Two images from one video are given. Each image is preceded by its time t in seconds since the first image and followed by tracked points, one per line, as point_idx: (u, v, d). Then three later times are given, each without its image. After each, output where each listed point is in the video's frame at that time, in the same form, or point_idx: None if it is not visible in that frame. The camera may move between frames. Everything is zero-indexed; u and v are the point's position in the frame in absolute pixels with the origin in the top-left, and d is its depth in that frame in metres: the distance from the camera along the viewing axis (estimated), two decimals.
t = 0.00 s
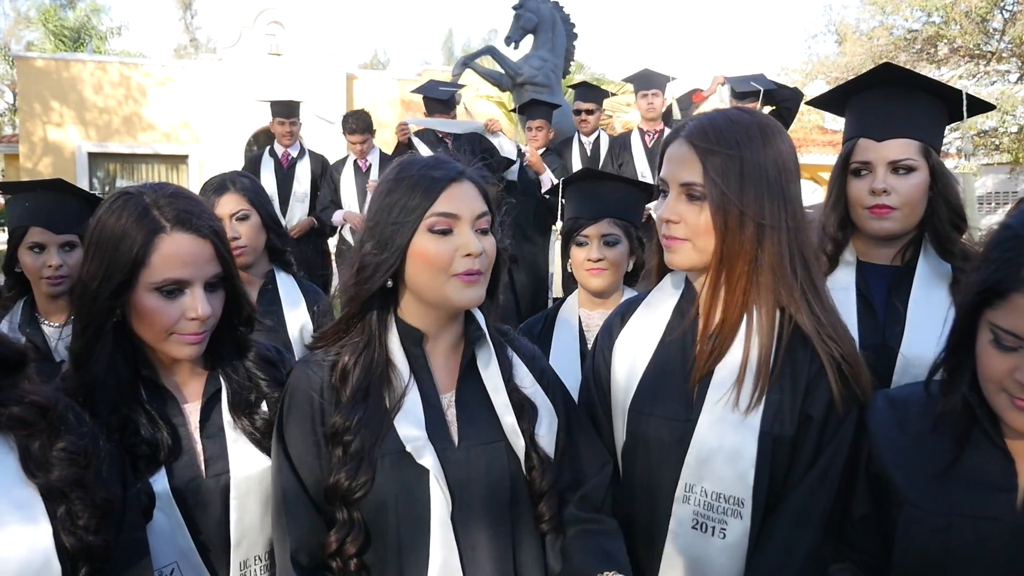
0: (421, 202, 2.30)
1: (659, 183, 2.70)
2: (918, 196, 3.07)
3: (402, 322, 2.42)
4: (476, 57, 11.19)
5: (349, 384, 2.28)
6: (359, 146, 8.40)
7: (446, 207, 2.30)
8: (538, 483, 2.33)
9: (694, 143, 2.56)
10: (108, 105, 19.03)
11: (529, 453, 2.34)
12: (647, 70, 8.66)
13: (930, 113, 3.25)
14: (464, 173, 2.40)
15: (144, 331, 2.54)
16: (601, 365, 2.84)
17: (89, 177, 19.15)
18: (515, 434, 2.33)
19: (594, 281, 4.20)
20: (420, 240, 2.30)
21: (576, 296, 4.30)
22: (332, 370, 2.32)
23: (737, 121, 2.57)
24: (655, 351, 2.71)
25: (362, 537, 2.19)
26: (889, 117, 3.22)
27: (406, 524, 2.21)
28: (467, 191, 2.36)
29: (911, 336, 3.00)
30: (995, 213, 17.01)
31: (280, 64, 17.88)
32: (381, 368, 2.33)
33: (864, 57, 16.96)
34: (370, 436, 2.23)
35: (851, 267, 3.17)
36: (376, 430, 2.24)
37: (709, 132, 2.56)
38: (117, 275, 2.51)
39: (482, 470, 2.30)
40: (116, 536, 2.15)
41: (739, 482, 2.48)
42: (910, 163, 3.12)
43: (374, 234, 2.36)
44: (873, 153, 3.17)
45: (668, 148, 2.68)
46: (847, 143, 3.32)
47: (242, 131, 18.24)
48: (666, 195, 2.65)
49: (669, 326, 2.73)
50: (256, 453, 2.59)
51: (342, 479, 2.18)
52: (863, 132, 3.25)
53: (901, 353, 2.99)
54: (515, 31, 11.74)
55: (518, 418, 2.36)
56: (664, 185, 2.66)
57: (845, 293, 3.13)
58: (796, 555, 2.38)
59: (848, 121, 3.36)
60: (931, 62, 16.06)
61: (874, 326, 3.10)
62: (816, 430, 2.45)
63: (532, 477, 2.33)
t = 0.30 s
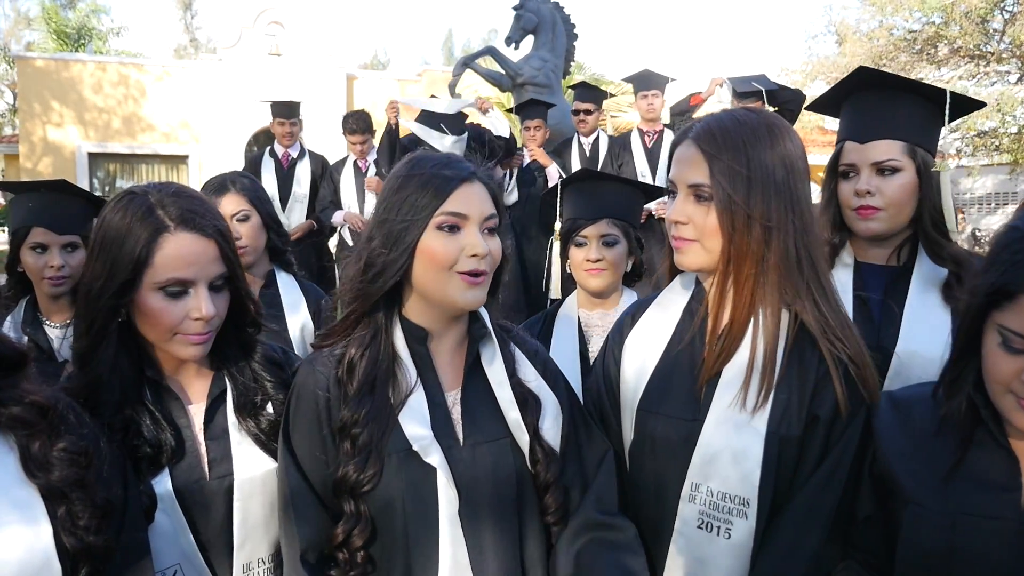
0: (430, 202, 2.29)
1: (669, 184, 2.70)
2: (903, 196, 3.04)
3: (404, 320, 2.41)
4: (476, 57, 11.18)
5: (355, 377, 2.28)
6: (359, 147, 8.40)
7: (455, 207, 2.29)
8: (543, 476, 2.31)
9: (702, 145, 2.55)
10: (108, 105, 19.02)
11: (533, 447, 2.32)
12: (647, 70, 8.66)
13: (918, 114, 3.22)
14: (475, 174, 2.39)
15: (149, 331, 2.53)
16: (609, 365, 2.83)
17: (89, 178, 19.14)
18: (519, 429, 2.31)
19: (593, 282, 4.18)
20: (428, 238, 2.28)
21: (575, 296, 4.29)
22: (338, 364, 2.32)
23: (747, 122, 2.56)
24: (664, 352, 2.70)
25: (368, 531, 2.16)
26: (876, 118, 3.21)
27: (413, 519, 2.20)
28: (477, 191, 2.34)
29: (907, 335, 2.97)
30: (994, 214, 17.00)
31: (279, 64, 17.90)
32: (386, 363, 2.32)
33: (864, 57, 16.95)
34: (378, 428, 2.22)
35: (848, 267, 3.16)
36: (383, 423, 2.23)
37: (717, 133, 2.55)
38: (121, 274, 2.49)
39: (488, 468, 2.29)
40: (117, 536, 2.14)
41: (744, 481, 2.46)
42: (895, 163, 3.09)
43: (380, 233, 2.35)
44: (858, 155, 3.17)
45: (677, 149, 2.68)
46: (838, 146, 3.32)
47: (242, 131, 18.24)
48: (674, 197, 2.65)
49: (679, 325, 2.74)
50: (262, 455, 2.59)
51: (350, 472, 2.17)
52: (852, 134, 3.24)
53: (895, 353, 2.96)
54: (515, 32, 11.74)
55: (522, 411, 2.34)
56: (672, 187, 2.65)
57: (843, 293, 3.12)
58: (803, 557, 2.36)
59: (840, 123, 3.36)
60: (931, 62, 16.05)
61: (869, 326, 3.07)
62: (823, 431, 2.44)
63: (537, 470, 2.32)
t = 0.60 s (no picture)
0: (427, 206, 2.28)
1: (678, 185, 2.69)
2: (901, 197, 3.03)
3: (406, 317, 2.41)
4: (477, 57, 11.19)
5: (360, 369, 2.27)
6: (360, 147, 8.39)
7: (450, 212, 2.28)
8: (546, 477, 2.31)
9: (713, 147, 2.54)
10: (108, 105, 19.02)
11: (535, 447, 2.32)
12: (647, 71, 8.65)
13: (916, 115, 3.21)
14: (477, 178, 2.36)
15: (152, 330, 2.52)
16: (616, 365, 2.82)
17: (89, 177, 19.14)
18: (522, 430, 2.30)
19: (595, 282, 4.17)
20: (421, 241, 2.29)
21: (576, 297, 4.28)
22: (344, 358, 2.32)
23: (756, 125, 2.55)
24: (671, 352, 2.69)
25: (372, 521, 2.15)
26: (873, 119, 3.21)
27: (417, 514, 2.20)
28: (476, 196, 2.32)
29: (903, 336, 2.96)
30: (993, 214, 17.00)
31: (279, 65, 17.89)
32: (391, 357, 2.32)
33: (865, 58, 16.94)
34: (385, 418, 2.21)
35: (847, 269, 3.16)
36: (389, 414, 2.22)
37: (727, 137, 2.54)
38: (126, 272, 2.49)
39: (491, 467, 2.28)
40: (118, 538, 2.13)
41: (746, 481, 2.45)
42: (892, 164, 3.08)
43: (386, 233, 2.35)
44: (856, 156, 3.16)
45: (687, 151, 2.67)
46: (837, 146, 3.31)
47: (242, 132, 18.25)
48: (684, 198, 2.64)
49: (687, 324, 2.73)
50: (262, 455, 2.57)
51: (355, 461, 2.15)
52: (851, 136, 3.24)
53: (892, 353, 2.94)
54: (515, 32, 11.74)
55: (525, 413, 2.33)
56: (682, 188, 2.64)
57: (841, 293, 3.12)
58: (804, 559, 2.34)
59: (839, 124, 3.36)
60: (931, 63, 16.03)
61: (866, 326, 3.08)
62: (828, 431, 2.43)
63: (541, 471, 2.31)
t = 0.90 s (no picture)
0: (434, 204, 2.28)
1: (679, 188, 2.69)
2: (904, 199, 3.03)
3: (409, 321, 2.40)
4: (477, 58, 11.21)
5: (362, 381, 2.26)
6: (360, 148, 8.34)
7: (461, 206, 2.29)
8: (547, 476, 2.32)
9: (716, 149, 2.54)
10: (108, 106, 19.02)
11: (537, 447, 2.32)
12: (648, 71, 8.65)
13: (920, 117, 3.20)
14: (476, 173, 2.38)
15: (155, 331, 2.52)
16: (619, 366, 2.80)
17: (89, 178, 19.13)
18: (524, 429, 2.32)
19: (597, 284, 4.17)
20: (434, 237, 2.28)
21: (577, 297, 4.28)
22: (345, 369, 2.30)
23: (757, 127, 2.55)
24: (672, 354, 2.69)
25: (381, 534, 2.15)
26: (877, 120, 3.20)
27: (423, 520, 2.20)
28: (479, 191, 2.34)
29: (905, 334, 2.95)
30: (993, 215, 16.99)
31: (280, 65, 17.88)
32: (392, 366, 2.31)
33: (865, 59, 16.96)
34: (387, 432, 2.20)
35: (848, 269, 3.16)
36: (392, 427, 2.22)
37: (729, 139, 2.54)
38: (128, 272, 2.49)
39: (493, 468, 2.28)
40: (120, 539, 2.13)
41: (747, 481, 2.46)
42: (896, 166, 3.08)
43: (386, 233, 2.34)
44: (859, 158, 3.16)
45: (689, 153, 2.67)
46: (840, 147, 3.31)
47: (242, 132, 18.26)
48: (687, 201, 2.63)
49: (689, 327, 2.73)
50: (263, 456, 2.57)
51: (360, 477, 2.15)
52: (854, 138, 3.24)
53: (894, 349, 2.94)
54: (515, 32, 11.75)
55: (527, 412, 2.34)
56: (684, 191, 2.64)
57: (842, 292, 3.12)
58: (807, 559, 2.34)
59: (841, 125, 3.36)
60: (931, 64, 16.02)
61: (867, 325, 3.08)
62: (830, 433, 2.43)
63: (541, 469, 2.32)
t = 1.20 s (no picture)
0: (429, 206, 2.28)
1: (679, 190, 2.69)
2: (907, 200, 3.03)
3: (404, 322, 2.39)
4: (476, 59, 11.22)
5: (360, 388, 2.25)
6: (360, 148, 8.34)
7: (453, 209, 2.29)
8: (545, 472, 2.32)
9: (716, 153, 2.54)
10: (108, 106, 19.01)
11: (536, 445, 2.33)
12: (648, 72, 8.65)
13: (922, 118, 3.20)
14: (464, 173, 2.39)
15: (156, 331, 2.51)
16: (619, 367, 2.81)
17: (90, 178, 19.13)
18: (523, 428, 2.31)
19: (599, 285, 4.17)
20: (427, 241, 2.28)
21: (578, 298, 4.28)
22: (341, 374, 2.29)
23: (756, 130, 2.55)
24: (672, 356, 2.69)
25: (382, 540, 2.16)
26: (881, 121, 3.20)
27: (423, 522, 2.19)
28: (469, 190, 2.35)
29: (909, 333, 2.95)
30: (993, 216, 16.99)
31: (280, 65, 17.87)
32: (390, 370, 2.30)
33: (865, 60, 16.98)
34: (386, 437, 2.20)
35: (851, 269, 3.16)
36: (391, 432, 2.21)
37: (728, 142, 2.54)
38: (127, 272, 2.49)
39: (493, 469, 2.28)
40: (121, 540, 2.13)
41: (748, 481, 2.45)
42: (899, 168, 3.09)
43: (383, 235, 2.33)
44: (863, 159, 3.16)
45: (688, 157, 2.67)
46: (843, 148, 3.31)
47: (242, 132, 18.26)
48: (688, 204, 2.63)
49: (689, 330, 2.72)
50: (263, 457, 2.57)
51: (360, 483, 2.15)
52: (858, 139, 3.24)
53: (898, 349, 2.94)
54: (516, 33, 11.76)
55: (525, 410, 2.34)
56: (685, 194, 2.63)
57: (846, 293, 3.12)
58: (809, 562, 2.33)
59: (844, 126, 3.36)
60: (931, 65, 16.00)
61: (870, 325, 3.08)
62: (830, 433, 2.43)
63: (540, 466, 2.32)
